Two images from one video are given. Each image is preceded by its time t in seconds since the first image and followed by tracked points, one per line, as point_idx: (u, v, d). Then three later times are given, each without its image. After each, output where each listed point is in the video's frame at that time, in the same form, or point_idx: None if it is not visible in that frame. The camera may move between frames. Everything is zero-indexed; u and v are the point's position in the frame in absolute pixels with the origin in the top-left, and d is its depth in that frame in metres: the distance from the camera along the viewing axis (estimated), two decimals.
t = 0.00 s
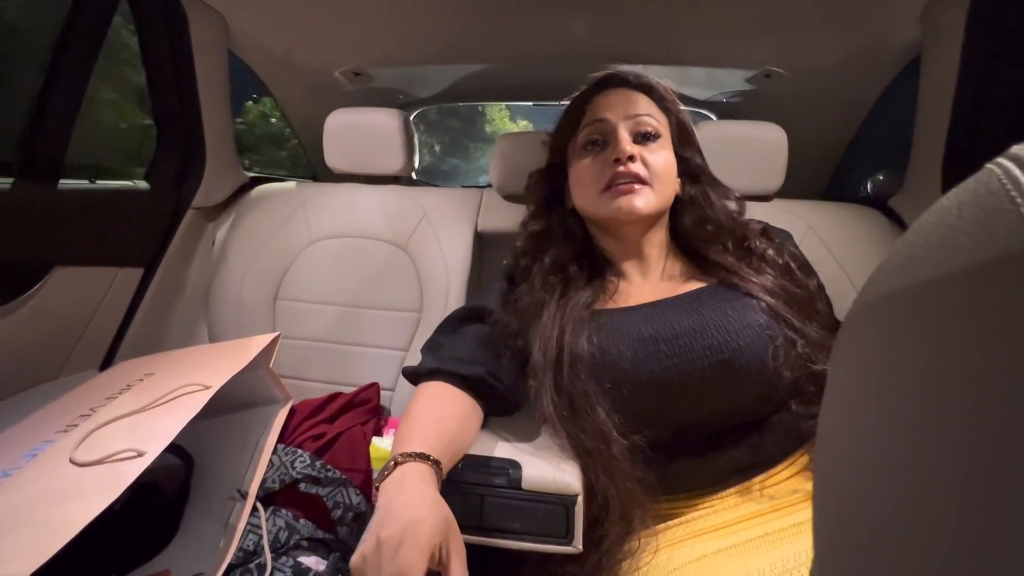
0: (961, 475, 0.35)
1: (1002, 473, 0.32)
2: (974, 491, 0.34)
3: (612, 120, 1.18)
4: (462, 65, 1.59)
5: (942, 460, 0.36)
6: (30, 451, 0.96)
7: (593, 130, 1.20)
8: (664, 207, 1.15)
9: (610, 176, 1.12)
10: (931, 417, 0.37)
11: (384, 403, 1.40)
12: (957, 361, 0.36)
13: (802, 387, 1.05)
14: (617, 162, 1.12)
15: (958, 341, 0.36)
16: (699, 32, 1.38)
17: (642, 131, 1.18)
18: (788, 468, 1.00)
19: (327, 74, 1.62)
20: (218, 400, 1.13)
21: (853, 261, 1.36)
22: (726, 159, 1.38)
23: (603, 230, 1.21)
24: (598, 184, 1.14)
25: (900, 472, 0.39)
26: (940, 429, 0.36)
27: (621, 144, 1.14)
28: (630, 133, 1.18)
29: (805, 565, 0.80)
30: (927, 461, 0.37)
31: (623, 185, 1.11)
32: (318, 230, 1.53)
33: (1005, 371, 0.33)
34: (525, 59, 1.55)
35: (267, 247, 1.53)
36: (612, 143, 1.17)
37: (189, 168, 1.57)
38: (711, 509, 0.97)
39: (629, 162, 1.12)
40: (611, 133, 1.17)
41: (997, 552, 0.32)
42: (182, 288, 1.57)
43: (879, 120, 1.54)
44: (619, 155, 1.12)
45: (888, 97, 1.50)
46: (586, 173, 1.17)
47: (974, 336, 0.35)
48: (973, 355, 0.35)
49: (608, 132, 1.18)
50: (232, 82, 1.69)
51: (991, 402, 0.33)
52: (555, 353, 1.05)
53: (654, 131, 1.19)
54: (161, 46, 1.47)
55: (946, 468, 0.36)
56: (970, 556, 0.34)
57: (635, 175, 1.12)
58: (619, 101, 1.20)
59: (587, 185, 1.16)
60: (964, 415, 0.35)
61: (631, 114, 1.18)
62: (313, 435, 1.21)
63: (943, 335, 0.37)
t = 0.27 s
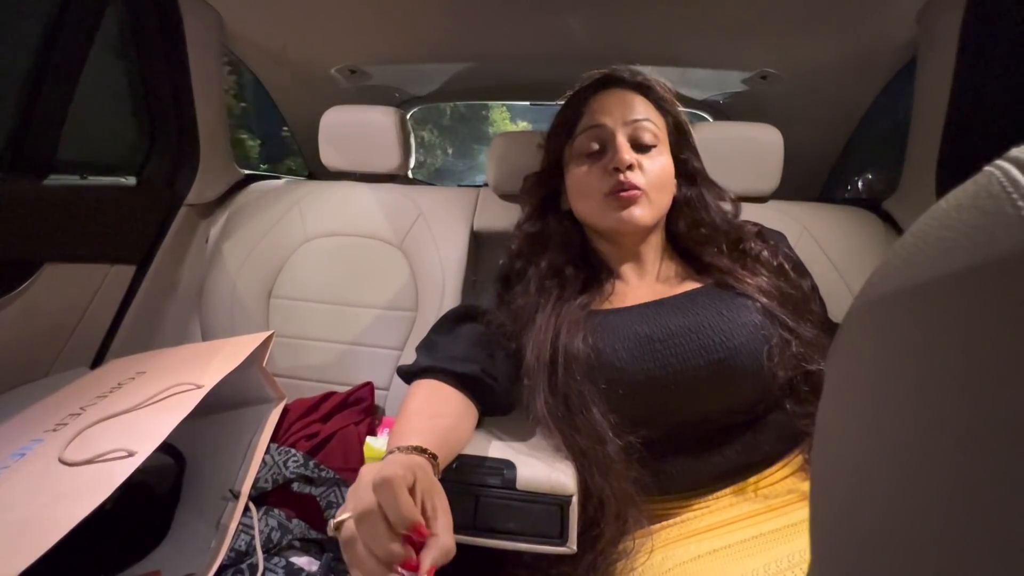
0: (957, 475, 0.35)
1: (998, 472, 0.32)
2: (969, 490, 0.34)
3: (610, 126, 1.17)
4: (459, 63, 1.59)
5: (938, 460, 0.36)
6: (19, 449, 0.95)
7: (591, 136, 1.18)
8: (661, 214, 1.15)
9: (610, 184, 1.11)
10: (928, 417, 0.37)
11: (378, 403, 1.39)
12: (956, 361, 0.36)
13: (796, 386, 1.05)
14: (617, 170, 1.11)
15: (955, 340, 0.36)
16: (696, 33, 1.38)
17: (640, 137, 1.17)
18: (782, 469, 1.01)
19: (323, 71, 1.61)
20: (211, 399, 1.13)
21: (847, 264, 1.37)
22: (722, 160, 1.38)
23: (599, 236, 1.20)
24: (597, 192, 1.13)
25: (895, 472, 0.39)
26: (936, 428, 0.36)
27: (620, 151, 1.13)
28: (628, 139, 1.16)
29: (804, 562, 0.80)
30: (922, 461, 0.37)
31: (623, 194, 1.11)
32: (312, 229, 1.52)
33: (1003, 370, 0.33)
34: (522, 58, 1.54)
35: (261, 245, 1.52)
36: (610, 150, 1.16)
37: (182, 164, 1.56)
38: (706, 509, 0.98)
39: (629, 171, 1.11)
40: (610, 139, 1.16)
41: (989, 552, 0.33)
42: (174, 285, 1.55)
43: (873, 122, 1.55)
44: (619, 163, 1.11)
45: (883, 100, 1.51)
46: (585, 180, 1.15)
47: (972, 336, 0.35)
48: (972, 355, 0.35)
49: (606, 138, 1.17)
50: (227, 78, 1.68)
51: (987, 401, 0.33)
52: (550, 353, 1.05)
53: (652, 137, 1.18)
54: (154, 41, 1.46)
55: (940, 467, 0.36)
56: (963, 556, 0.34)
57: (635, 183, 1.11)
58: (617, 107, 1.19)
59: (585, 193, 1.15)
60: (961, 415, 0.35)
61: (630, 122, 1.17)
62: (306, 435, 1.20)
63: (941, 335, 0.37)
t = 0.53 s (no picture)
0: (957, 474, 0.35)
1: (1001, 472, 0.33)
2: (969, 489, 0.34)
3: (611, 126, 1.15)
4: (459, 58, 1.58)
5: (937, 459, 0.36)
6: (18, 442, 0.95)
7: (591, 137, 1.17)
8: (661, 216, 1.15)
9: (608, 189, 1.12)
10: (926, 415, 0.37)
11: (378, 397, 1.39)
12: (956, 359, 0.36)
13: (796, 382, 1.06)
14: (616, 175, 1.11)
15: (955, 339, 0.36)
16: (697, 28, 1.37)
17: (641, 137, 1.16)
18: (781, 463, 1.01)
19: (322, 65, 1.61)
20: (211, 392, 1.13)
21: (846, 261, 1.37)
22: (722, 157, 1.38)
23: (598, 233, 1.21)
24: (596, 195, 1.13)
25: (890, 470, 0.39)
26: (936, 426, 0.36)
27: (620, 155, 1.12)
28: (629, 140, 1.15)
29: (795, 560, 0.81)
30: (920, 459, 0.37)
31: (622, 199, 1.11)
32: (312, 223, 1.53)
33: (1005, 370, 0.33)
34: (522, 53, 1.54)
35: (260, 240, 1.52)
36: (610, 151, 1.15)
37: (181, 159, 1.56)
38: (705, 503, 0.98)
39: (628, 176, 1.11)
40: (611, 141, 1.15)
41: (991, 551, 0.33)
42: (173, 279, 1.55)
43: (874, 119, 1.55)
44: (619, 168, 1.11)
45: (883, 97, 1.51)
46: (584, 182, 1.15)
47: (973, 335, 0.35)
48: (973, 353, 0.35)
49: (606, 139, 1.16)
50: (225, 72, 1.67)
51: (989, 401, 0.33)
52: (549, 350, 1.06)
53: (653, 137, 1.16)
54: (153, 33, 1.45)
55: (940, 466, 0.36)
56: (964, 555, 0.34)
57: (634, 189, 1.11)
58: (618, 106, 1.17)
59: (584, 195, 1.15)
60: (961, 413, 0.35)
61: (631, 123, 1.15)
62: (306, 430, 1.21)
63: (939, 334, 0.37)
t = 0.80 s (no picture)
0: (951, 472, 0.35)
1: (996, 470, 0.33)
2: (964, 488, 0.34)
3: (618, 129, 1.12)
4: (463, 45, 1.57)
5: (932, 455, 0.36)
6: (30, 426, 0.96)
7: (597, 139, 1.14)
8: (666, 220, 1.14)
9: (613, 196, 1.10)
10: (920, 411, 0.37)
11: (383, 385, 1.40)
12: (952, 355, 0.36)
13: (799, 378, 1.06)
14: (622, 184, 1.09)
15: (950, 334, 0.36)
16: (704, 15, 1.36)
17: (649, 140, 1.13)
18: (783, 454, 1.02)
19: (325, 52, 1.60)
20: (218, 379, 1.14)
21: (852, 253, 1.37)
22: (728, 146, 1.37)
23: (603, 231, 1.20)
24: (601, 201, 1.12)
25: (885, 465, 0.39)
26: (930, 423, 0.37)
27: (626, 161, 1.09)
28: (636, 143, 1.12)
29: (789, 548, 0.81)
30: (914, 455, 0.37)
31: (627, 208, 1.10)
32: (317, 212, 1.53)
33: (1000, 369, 0.33)
34: (526, 41, 1.53)
35: (265, 228, 1.53)
36: (616, 155, 1.12)
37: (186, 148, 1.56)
38: (707, 490, 0.99)
39: (634, 185, 1.09)
40: (617, 145, 1.12)
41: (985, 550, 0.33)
42: (179, 268, 1.57)
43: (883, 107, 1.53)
44: (625, 176, 1.09)
45: (893, 86, 1.49)
46: (589, 187, 1.13)
47: (970, 330, 0.35)
48: (968, 351, 0.35)
49: (613, 142, 1.13)
50: (229, 58, 1.67)
51: (985, 398, 0.33)
52: (550, 342, 1.07)
53: (662, 139, 1.13)
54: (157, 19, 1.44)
55: (931, 468, 0.36)
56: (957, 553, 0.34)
57: (639, 197, 1.09)
58: (625, 107, 1.13)
59: (589, 200, 1.14)
60: (957, 410, 0.35)
61: (639, 126, 1.11)
62: (312, 416, 1.23)
63: (935, 328, 0.37)
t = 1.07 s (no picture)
0: (940, 462, 0.34)
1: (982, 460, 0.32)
2: (952, 479, 0.34)
3: (631, 133, 1.10)
4: (468, 36, 1.56)
5: (921, 445, 0.36)
6: (40, 413, 0.98)
7: (608, 140, 1.11)
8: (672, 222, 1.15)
9: (622, 200, 1.10)
10: (911, 407, 0.37)
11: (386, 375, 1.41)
12: (946, 345, 0.35)
13: (802, 372, 1.06)
14: (632, 190, 1.09)
15: (947, 325, 0.35)
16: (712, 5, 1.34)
17: (661, 143, 1.11)
18: (784, 447, 1.03)
19: (329, 43, 1.60)
20: (224, 369, 1.16)
21: (857, 246, 1.36)
22: (735, 137, 1.36)
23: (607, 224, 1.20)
24: (609, 203, 1.12)
25: (875, 456, 0.39)
26: (920, 412, 0.36)
27: (638, 168, 1.08)
28: (647, 146, 1.11)
29: (786, 539, 0.81)
30: (904, 445, 0.37)
31: (636, 212, 1.10)
32: (321, 202, 1.53)
33: (993, 359, 0.32)
34: (532, 32, 1.52)
35: (270, 218, 1.54)
36: (627, 158, 1.11)
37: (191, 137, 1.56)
38: (707, 482, 1.00)
39: (645, 192, 1.09)
40: (629, 148, 1.10)
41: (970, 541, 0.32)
42: (185, 258, 1.58)
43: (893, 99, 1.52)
44: (636, 183, 1.08)
45: (900, 78, 1.48)
46: (598, 189, 1.13)
47: (965, 319, 0.34)
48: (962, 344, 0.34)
49: (624, 144, 1.11)
50: (234, 48, 1.67)
51: (975, 388, 0.33)
52: (551, 334, 1.07)
53: (674, 142, 1.12)
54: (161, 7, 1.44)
55: (918, 471, 0.36)
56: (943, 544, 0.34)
57: (648, 203, 1.10)
58: (640, 109, 1.10)
59: (597, 200, 1.13)
60: (947, 399, 0.34)
61: (652, 131, 1.09)
62: (316, 405, 1.24)
63: (932, 323, 0.36)
